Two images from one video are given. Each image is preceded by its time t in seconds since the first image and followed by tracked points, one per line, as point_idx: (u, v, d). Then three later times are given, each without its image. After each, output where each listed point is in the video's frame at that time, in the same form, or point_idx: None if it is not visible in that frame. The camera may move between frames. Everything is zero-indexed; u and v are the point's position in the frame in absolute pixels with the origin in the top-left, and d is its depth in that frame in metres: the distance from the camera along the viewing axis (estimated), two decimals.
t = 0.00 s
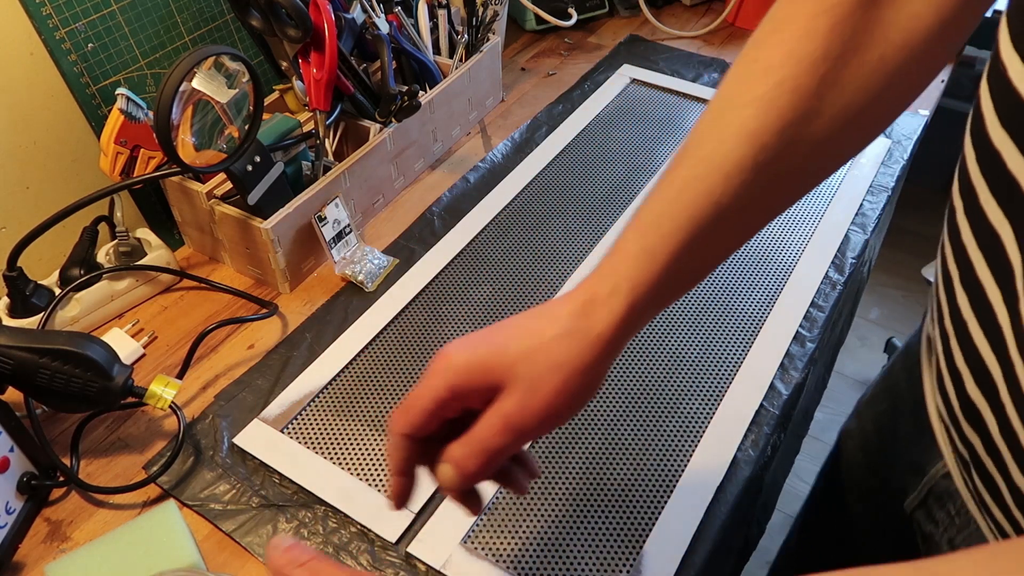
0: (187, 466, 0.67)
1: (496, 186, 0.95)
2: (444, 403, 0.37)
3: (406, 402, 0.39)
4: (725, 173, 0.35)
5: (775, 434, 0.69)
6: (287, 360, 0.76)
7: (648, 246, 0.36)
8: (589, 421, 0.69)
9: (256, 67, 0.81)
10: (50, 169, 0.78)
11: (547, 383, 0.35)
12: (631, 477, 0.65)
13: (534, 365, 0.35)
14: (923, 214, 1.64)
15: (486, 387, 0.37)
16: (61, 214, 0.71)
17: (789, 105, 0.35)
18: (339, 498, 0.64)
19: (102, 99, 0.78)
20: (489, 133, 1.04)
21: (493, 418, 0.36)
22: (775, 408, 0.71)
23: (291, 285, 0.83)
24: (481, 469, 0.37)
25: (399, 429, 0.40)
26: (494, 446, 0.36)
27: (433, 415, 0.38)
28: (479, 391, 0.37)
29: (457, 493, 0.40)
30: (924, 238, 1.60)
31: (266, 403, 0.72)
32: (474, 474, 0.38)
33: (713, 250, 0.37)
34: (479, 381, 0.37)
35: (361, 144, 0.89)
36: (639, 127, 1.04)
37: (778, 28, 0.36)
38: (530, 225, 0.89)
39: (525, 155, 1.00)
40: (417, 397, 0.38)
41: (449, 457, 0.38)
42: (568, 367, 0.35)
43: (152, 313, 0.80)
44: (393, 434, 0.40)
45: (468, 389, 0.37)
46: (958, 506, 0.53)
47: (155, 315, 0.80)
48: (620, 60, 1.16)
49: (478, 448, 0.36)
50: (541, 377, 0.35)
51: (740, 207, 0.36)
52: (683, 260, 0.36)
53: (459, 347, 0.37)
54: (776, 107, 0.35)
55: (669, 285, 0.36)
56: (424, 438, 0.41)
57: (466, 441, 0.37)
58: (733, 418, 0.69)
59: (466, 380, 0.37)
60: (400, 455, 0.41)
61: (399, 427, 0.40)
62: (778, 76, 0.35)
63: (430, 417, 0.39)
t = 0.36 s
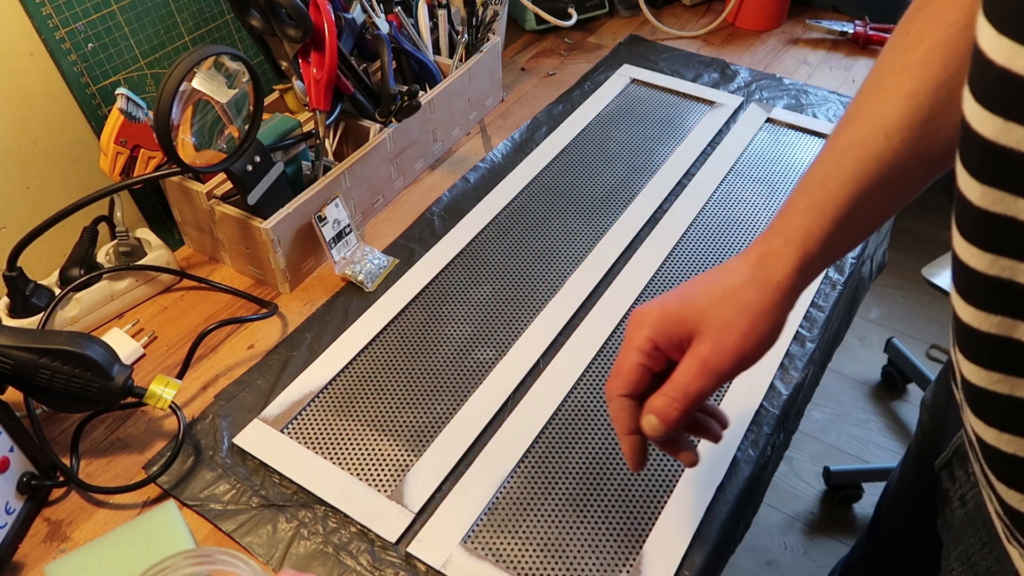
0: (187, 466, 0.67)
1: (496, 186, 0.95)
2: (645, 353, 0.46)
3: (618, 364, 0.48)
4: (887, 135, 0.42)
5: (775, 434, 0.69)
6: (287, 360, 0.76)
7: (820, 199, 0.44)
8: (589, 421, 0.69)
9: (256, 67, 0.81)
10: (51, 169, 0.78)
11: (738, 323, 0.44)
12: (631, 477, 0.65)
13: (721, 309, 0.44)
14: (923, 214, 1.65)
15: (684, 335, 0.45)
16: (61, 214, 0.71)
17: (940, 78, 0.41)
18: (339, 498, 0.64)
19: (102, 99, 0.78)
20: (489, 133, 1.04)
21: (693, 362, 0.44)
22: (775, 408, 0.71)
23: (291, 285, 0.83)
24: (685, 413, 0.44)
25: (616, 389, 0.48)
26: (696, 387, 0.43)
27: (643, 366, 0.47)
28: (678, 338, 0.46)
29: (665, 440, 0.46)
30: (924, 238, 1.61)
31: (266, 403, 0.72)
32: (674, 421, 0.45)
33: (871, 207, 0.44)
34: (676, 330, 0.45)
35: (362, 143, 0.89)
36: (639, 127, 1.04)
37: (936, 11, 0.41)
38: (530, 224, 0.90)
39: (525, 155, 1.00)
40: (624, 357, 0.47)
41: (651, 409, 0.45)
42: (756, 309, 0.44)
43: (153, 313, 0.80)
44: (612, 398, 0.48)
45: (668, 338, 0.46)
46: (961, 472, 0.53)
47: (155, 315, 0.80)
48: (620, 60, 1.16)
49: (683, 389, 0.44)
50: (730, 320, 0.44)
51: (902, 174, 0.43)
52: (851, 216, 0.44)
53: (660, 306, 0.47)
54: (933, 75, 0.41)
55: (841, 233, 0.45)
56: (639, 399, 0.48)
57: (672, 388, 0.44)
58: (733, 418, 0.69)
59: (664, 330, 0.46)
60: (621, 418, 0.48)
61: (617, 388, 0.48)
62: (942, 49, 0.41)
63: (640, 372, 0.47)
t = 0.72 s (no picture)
0: (187, 466, 0.67)
1: (496, 186, 0.95)
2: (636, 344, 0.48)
3: (609, 356, 0.49)
4: (881, 126, 0.44)
5: (775, 434, 0.69)
6: (287, 360, 0.76)
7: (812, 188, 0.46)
8: (589, 421, 0.69)
9: (256, 67, 0.81)
10: (51, 169, 0.78)
11: (728, 311, 0.45)
12: (631, 477, 0.65)
13: (710, 299, 0.46)
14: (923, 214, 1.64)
15: (673, 326, 0.47)
16: (61, 214, 0.71)
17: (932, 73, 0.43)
18: (339, 498, 0.64)
19: (102, 99, 0.78)
20: (489, 133, 1.04)
21: (683, 351, 0.45)
22: (775, 408, 0.71)
23: (291, 285, 0.83)
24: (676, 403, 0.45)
25: (607, 380, 0.49)
26: (685, 377, 0.45)
27: (633, 355, 0.48)
28: (669, 327, 0.47)
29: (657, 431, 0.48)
30: (924, 238, 1.61)
31: (266, 403, 0.72)
32: (666, 410, 0.46)
33: (866, 197, 0.46)
34: (666, 321, 0.47)
35: (362, 143, 0.89)
36: (638, 127, 1.04)
37: (933, 4, 0.43)
38: (530, 224, 0.90)
39: (525, 155, 1.00)
40: (615, 347, 0.49)
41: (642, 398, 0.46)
42: (746, 297, 0.46)
43: (153, 313, 0.80)
44: (604, 389, 0.50)
45: (658, 329, 0.48)
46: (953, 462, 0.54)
47: (154, 315, 0.80)
48: (620, 60, 1.16)
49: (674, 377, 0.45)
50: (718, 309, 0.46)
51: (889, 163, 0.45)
52: (840, 205, 0.46)
53: (650, 293, 0.48)
54: (928, 67, 0.43)
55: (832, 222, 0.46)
56: (631, 389, 0.50)
57: (663, 378, 0.45)
58: (733, 417, 0.69)
59: (654, 320, 0.47)
60: (612, 409, 0.50)
61: (608, 378, 0.49)
62: (939, 41, 0.43)
63: (631, 362, 0.49)
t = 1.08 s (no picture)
0: (187, 466, 0.67)
1: (496, 186, 0.95)
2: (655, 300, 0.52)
3: (625, 314, 0.53)
4: (911, 92, 0.49)
5: (775, 434, 0.69)
6: (288, 359, 0.76)
7: (838, 151, 0.51)
8: (589, 421, 0.69)
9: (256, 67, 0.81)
10: (51, 169, 0.78)
11: (749, 268, 0.50)
12: (631, 476, 0.65)
13: (731, 256, 0.51)
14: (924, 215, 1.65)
15: (691, 285, 0.51)
16: (61, 215, 0.71)
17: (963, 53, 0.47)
18: (339, 498, 0.64)
19: (102, 99, 0.78)
20: (489, 133, 1.04)
21: (703, 308, 0.49)
22: (775, 408, 0.71)
23: (291, 285, 0.83)
24: (689, 361, 0.48)
25: (622, 338, 0.52)
26: (705, 333, 0.48)
27: (649, 312, 0.52)
28: (686, 286, 0.51)
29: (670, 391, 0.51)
30: (924, 239, 1.61)
31: (266, 403, 0.72)
32: (683, 369, 0.48)
33: (886, 162, 0.51)
34: (684, 279, 0.51)
35: (362, 143, 0.89)
36: (639, 127, 1.04)
37: None
38: (530, 224, 0.90)
39: (525, 155, 1.00)
40: (632, 305, 0.52)
41: (659, 357, 0.49)
42: (766, 253, 0.51)
43: (153, 313, 0.80)
44: (618, 347, 0.53)
45: (676, 286, 0.52)
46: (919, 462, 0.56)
47: (155, 315, 0.80)
48: (620, 60, 1.16)
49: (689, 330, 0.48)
50: (739, 267, 0.50)
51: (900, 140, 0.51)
52: (863, 167, 0.51)
53: (670, 252, 0.52)
54: (961, 38, 0.47)
55: (853, 186, 0.52)
56: (643, 349, 0.53)
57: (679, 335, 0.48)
58: (733, 417, 0.69)
59: (673, 277, 0.51)
60: (625, 367, 0.52)
61: (624, 337, 0.52)
62: (972, 14, 0.47)
63: (646, 319, 0.52)
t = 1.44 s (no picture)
0: (187, 466, 0.67)
1: (496, 186, 0.95)
2: (669, 262, 0.57)
3: (643, 275, 0.58)
4: (925, 70, 0.52)
5: (775, 434, 0.69)
6: (288, 359, 0.76)
7: (851, 125, 0.55)
8: (589, 421, 0.69)
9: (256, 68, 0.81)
10: (51, 169, 0.78)
11: (759, 233, 0.55)
12: (631, 476, 0.65)
13: (742, 222, 0.56)
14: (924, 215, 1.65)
15: (705, 249, 0.57)
16: (61, 215, 0.71)
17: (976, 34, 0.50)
18: (339, 498, 0.64)
19: (102, 99, 0.78)
20: (489, 133, 1.04)
21: (715, 271, 0.55)
22: (775, 408, 0.71)
23: (291, 285, 0.83)
24: (702, 319, 0.54)
25: (640, 297, 0.57)
26: (715, 294, 0.54)
27: (665, 274, 0.57)
28: (700, 251, 0.57)
29: (685, 345, 0.55)
30: (924, 239, 1.60)
31: (266, 403, 0.72)
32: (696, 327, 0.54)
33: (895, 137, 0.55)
34: (698, 244, 0.57)
35: (362, 143, 0.89)
36: (638, 127, 1.04)
37: None
38: (530, 224, 0.90)
39: (525, 155, 1.00)
40: (649, 268, 0.58)
41: (673, 316, 0.54)
42: (774, 219, 0.56)
43: (153, 313, 0.80)
44: (637, 305, 0.58)
45: (691, 250, 0.57)
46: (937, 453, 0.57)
47: (155, 315, 0.80)
48: (620, 60, 1.16)
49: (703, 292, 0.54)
50: (749, 232, 0.56)
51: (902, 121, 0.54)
52: (872, 142, 0.55)
53: (686, 219, 0.58)
54: (979, 20, 0.49)
55: (863, 157, 0.56)
56: (660, 307, 0.58)
57: (693, 296, 0.54)
58: (733, 417, 0.69)
59: (688, 242, 0.57)
60: (644, 324, 0.57)
61: (641, 296, 0.57)
62: None
63: (662, 280, 0.57)
